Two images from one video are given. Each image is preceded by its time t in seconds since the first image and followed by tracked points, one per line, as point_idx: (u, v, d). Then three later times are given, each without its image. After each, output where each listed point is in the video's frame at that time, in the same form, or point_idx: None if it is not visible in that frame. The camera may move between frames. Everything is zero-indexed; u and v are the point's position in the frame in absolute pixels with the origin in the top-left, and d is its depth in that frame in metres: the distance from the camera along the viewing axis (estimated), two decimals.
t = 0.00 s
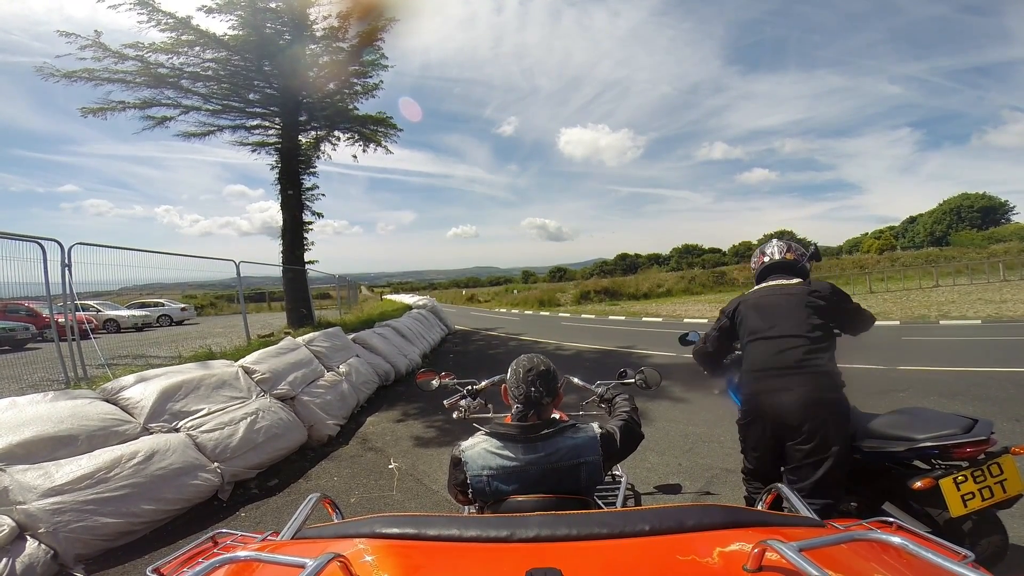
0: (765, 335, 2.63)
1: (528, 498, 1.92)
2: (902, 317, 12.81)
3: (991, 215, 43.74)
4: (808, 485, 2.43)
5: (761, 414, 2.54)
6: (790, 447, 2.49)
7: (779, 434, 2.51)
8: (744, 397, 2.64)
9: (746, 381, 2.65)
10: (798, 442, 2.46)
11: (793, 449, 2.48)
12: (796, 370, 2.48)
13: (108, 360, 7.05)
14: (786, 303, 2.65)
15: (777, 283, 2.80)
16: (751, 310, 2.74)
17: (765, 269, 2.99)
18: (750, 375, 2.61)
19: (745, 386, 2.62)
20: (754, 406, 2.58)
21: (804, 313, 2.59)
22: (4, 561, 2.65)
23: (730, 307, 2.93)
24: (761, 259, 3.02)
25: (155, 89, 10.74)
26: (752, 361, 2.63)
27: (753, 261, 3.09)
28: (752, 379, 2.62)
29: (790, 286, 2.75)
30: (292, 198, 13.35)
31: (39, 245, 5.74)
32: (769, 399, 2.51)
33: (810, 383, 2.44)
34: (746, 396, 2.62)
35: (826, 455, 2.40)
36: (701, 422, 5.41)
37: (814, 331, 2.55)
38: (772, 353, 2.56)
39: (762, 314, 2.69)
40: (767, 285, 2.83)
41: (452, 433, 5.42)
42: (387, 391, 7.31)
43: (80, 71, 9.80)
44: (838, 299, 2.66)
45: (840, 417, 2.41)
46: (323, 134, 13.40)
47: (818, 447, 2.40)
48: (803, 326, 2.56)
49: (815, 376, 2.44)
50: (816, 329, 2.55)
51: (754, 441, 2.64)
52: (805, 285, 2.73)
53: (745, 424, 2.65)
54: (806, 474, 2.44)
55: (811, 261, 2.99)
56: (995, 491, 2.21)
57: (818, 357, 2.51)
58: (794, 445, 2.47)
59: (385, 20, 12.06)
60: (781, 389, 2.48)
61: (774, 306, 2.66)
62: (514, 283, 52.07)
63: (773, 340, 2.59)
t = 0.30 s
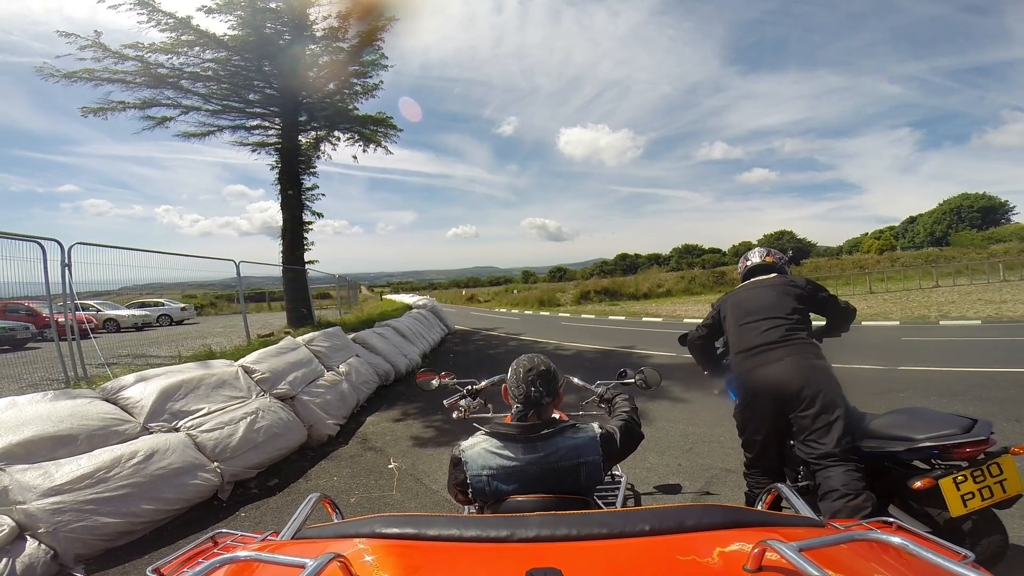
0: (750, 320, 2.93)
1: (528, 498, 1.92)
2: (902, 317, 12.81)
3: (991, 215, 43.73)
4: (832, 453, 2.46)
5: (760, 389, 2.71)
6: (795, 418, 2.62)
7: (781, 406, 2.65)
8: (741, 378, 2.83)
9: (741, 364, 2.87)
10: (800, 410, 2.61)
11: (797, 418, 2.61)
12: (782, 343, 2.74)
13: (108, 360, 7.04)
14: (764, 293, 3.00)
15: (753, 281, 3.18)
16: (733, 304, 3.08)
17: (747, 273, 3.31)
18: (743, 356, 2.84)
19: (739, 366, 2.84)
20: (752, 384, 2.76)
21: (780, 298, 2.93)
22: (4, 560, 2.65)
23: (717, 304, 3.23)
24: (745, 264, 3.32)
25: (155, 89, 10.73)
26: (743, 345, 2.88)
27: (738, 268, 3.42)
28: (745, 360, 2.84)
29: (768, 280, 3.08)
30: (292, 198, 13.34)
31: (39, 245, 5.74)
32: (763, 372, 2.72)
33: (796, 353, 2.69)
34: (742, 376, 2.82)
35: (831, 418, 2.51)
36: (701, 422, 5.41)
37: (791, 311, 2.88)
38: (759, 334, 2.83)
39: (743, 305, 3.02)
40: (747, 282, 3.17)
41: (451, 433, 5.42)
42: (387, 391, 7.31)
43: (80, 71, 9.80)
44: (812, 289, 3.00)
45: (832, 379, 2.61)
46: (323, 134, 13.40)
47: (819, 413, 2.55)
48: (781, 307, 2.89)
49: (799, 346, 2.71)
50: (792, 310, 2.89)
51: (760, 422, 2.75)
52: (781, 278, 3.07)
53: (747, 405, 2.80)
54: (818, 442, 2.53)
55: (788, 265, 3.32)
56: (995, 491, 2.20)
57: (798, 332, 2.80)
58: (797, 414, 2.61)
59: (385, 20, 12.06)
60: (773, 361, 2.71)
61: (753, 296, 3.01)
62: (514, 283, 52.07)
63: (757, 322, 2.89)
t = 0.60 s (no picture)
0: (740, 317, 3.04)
1: (528, 498, 1.92)
2: (902, 317, 12.81)
3: (991, 215, 43.71)
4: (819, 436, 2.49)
5: (749, 381, 2.79)
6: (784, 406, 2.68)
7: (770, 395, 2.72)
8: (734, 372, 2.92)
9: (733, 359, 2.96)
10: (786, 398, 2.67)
11: (786, 407, 2.67)
12: (768, 335, 2.84)
13: (108, 360, 7.05)
14: (754, 291, 3.10)
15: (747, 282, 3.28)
16: (726, 304, 3.20)
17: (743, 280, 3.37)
18: (733, 351, 2.94)
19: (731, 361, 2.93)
20: (741, 377, 2.85)
21: (769, 295, 3.03)
22: (4, 560, 2.66)
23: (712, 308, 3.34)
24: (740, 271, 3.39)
25: (156, 89, 10.74)
26: (734, 341, 2.99)
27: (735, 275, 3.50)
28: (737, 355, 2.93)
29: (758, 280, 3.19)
30: (292, 198, 13.35)
31: (39, 245, 5.74)
32: (750, 364, 2.81)
33: (781, 343, 2.78)
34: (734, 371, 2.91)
35: (816, 403, 2.56)
36: (701, 422, 5.42)
37: (780, 306, 2.97)
38: (747, 329, 2.94)
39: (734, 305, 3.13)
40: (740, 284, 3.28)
41: (451, 433, 5.42)
42: (387, 391, 7.31)
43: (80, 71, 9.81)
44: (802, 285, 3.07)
45: (818, 366, 2.66)
46: (323, 134, 13.41)
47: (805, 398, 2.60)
48: (770, 303, 2.98)
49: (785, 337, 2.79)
50: (781, 304, 2.97)
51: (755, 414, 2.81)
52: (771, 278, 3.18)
53: (740, 398, 2.88)
54: (807, 427, 2.56)
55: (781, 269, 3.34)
56: (995, 490, 2.21)
57: (786, 325, 2.88)
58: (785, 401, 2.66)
59: (386, 20, 12.06)
60: (759, 352, 2.81)
61: (744, 295, 3.12)
62: (514, 283, 52.09)
63: (746, 319, 2.99)
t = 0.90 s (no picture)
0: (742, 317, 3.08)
1: (527, 498, 1.92)
2: (903, 316, 12.80)
3: (991, 215, 43.70)
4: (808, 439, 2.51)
5: (743, 380, 2.84)
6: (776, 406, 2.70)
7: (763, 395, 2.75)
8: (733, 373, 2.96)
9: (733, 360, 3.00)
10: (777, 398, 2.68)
11: (776, 407, 2.68)
12: (764, 334, 2.86)
13: (108, 360, 7.05)
14: (757, 291, 3.13)
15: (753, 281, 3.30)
16: (731, 304, 3.24)
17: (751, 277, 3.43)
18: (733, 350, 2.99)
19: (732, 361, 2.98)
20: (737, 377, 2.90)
21: (770, 294, 3.04)
22: (4, 560, 2.65)
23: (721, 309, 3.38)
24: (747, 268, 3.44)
25: (156, 90, 10.74)
26: (734, 341, 3.03)
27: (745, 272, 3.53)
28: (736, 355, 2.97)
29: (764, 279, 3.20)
30: (292, 198, 13.35)
31: (39, 245, 5.74)
32: (745, 364, 2.86)
33: (776, 343, 2.80)
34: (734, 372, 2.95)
35: (803, 404, 2.56)
36: (702, 422, 5.41)
37: (780, 305, 2.98)
38: (746, 328, 2.98)
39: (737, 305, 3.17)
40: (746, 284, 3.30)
41: (451, 433, 5.42)
42: (387, 391, 7.31)
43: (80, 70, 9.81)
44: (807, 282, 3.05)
45: (810, 366, 2.66)
46: (323, 134, 13.41)
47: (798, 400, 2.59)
48: (770, 302, 3.00)
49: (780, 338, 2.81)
50: (781, 303, 2.98)
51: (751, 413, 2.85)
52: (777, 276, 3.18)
53: (739, 399, 2.91)
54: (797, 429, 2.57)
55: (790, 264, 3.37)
56: (995, 490, 2.20)
57: (785, 325, 2.89)
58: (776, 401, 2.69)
59: (386, 20, 12.06)
60: (754, 352, 2.85)
61: (747, 295, 3.15)
62: (514, 283, 52.09)
63: (747, 318, 3.03)
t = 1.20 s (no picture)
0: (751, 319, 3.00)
1: (528, 498, 1.92)
2: (903, 317, 12.80)
3: (991, 215, 43.71)
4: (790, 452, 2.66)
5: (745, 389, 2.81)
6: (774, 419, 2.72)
7: (763, 406, 2.74)
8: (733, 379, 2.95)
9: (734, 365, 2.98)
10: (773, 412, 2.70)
11: (771, 420, 2.71)
12: (773, 344, 2.79)
13: (108, 360, 7.05)
14: (769, 292, 3.03)
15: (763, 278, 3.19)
16: (740, 302, 3.14)
17: (761, 266, 3.35)
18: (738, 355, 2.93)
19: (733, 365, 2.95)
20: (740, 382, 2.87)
21: (780, 298, 2.96)
22: (4, 560, 2.65)
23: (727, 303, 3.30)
24: (757, 258, 3.38)
25: (155, 89, 10.73)
26: (741, 344, 2.96)
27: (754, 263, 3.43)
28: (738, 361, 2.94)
29: (775, 278, 3.10)
30: (291, 198, 13.34)
31: (39, 245, 5.74)
32: (749, 371, 2.82)
33: (784, 355, 2.74)
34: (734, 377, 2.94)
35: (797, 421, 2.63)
36: (702, 422, 5.41)
37: (792, 312, 2.90)
38: (754, 334, 2.90)
39: (747, 305, 3.08)
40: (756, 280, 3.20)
41: (451, 433, 5.42)
42: (387, 391, 7.31)
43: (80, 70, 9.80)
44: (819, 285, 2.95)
45: (811, 383, 2.66)
46: (323, 134, 13.41)
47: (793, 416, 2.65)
48: (782, 307, 2.92)
49: (790, 350, 2.74)
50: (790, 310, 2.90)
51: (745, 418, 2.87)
52: (789, 276, 3.07)
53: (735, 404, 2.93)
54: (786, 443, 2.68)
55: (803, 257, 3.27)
56: (995, 491, 2.20)
57: (795, 334, 2.82)
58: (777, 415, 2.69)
59: (385, 20, 12.06)
60: (760, 361, 2.80)
61: (757, 295, 3.05)
62: (514, 283, 52.09)
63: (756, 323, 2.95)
